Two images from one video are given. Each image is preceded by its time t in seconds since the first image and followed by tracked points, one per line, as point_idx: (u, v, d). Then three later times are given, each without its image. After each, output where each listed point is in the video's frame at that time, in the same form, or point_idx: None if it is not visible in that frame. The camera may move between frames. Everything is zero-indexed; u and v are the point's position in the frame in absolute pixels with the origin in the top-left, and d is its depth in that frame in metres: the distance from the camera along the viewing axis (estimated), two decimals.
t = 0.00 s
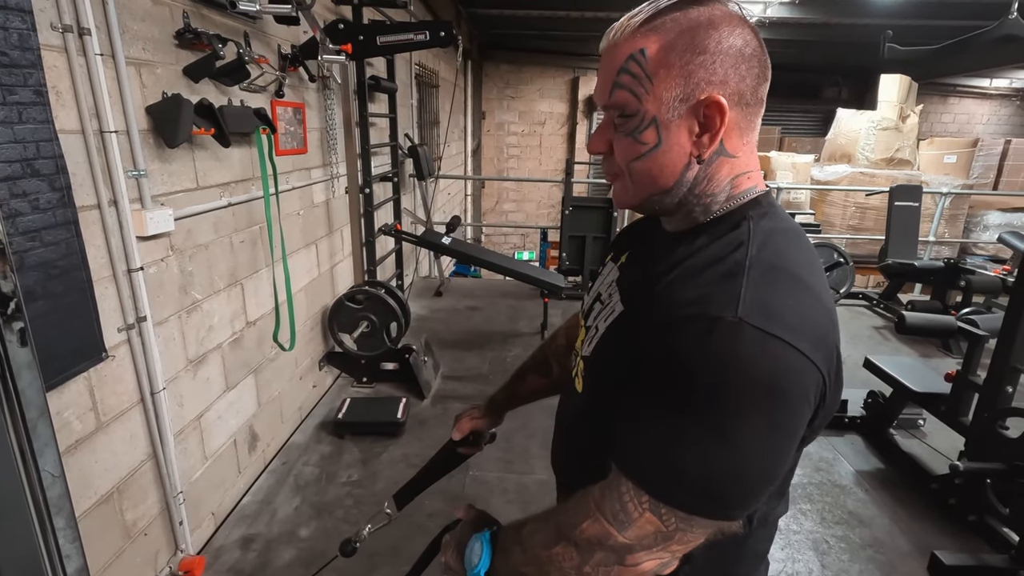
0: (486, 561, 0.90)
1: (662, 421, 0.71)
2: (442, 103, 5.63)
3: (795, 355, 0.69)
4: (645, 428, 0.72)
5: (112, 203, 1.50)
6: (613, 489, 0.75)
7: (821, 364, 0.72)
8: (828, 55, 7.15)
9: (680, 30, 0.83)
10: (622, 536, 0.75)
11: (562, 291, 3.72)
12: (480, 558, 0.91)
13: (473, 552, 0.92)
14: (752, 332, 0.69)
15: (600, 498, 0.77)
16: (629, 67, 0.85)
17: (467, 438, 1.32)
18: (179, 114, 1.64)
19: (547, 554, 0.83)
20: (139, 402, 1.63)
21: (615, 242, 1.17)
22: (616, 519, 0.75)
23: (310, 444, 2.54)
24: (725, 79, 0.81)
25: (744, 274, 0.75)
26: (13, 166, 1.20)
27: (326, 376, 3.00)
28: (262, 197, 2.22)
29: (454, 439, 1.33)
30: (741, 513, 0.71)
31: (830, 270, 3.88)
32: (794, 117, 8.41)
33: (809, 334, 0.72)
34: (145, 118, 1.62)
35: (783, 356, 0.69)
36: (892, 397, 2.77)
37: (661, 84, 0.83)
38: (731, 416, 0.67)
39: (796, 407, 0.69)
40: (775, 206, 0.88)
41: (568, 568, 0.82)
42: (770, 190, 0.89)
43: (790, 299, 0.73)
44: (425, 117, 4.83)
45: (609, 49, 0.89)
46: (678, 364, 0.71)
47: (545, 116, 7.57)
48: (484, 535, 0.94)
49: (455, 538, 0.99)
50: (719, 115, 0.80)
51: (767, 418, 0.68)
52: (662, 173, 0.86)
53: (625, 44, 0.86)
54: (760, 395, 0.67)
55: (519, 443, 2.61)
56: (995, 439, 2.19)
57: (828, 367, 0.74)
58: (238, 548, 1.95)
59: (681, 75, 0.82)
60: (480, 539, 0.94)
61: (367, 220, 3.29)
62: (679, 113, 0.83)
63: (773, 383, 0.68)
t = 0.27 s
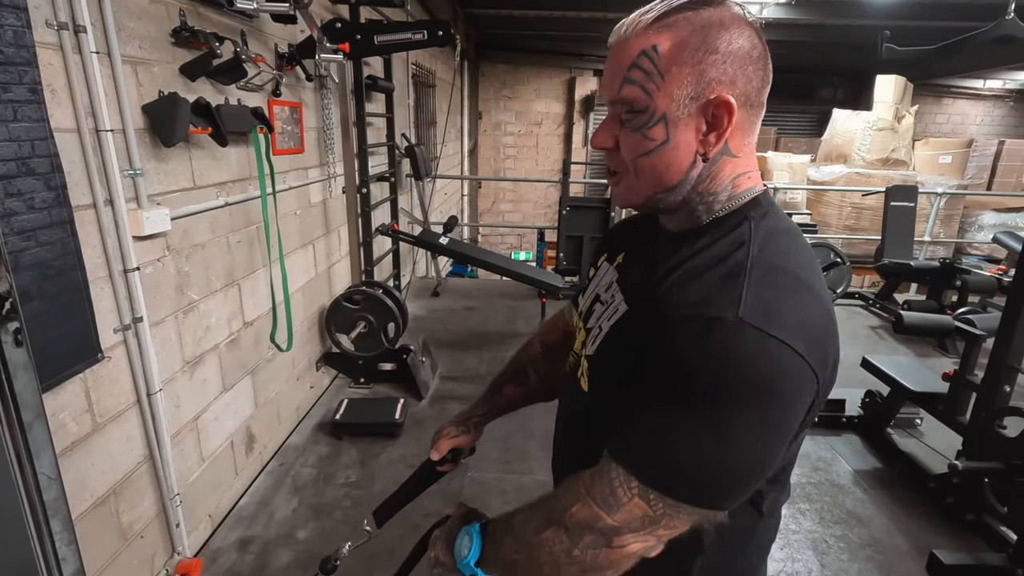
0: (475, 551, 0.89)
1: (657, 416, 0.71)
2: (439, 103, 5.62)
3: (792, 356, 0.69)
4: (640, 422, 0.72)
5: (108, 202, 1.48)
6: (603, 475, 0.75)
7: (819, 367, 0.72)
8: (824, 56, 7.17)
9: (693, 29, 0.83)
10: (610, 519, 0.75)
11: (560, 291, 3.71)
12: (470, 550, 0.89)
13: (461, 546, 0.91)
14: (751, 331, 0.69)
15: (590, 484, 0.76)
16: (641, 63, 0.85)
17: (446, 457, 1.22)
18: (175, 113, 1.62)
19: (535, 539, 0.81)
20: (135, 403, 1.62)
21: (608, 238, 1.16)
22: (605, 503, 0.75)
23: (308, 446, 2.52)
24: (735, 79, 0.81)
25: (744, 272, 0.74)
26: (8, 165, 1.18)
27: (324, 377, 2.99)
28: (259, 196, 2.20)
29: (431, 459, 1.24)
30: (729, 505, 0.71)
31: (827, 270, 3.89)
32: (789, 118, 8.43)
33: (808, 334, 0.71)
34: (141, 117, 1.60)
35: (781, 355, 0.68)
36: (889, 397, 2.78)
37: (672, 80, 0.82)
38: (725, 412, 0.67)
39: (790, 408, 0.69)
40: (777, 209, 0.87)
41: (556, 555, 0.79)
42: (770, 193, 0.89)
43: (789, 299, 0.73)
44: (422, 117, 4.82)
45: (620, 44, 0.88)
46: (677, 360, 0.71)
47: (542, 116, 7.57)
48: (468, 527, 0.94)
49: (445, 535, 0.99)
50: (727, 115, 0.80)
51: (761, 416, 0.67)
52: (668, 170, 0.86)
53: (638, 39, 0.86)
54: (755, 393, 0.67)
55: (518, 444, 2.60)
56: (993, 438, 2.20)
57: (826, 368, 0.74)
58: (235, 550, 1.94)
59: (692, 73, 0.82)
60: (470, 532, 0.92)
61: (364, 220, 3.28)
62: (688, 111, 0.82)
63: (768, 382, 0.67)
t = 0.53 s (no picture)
0: (471, 527, 0.90)
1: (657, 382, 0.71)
2: (436, 103, 5.61)
3: (792, 327, 0.70)
4: (641, 390, 0.73)
5: (104, 202, 1.46)
6: (610, 437, 0.74)
7: (818, 340, 0.73)
8: (821, 56, 7.18)
9: (694, 30, 0.83)
10: (619, 481, 0.73)
11: (558, 292, 3.70)
12: (468, 528, 0.90)
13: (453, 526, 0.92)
14: (749, 302, 0.70)
15: (597, 449, 0.75)
16: (646, 65, 0.84)
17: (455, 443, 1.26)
18: (172, 113, 1.60)
19: (542, 506, 0.80)
20: (131, 405, 1.60)
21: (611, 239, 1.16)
22: (614, 464, 0.73)
23: (305, 447, 2.51)
24: (735, 77, 0.82)
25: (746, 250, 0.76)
26: (3, 164, 1.16)
27: (321, 378, 2.97)
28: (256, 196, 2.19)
29: (441, 443, 1.27)
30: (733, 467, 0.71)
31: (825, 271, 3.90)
32: (786, 118, 8.44)
33: (807, 308, 0.73)
34: (137, 116, 1.59)
35: (779, 323, 0.70)
36: (888, 397, 2.78)
37: (676, 79, 0.82)
38: (725, 374, 0.68)
39: (790, 376, 0.70)
40: (776, 201, 0.88)
41: (562, 521, 0.79)
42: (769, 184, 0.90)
43: (789, 274, 0.74)
44: (419, 117, 4.80)
45: (624, 47, 0.88)
46: (678, 330, 0.72)
47: (539, 117, 7.56)
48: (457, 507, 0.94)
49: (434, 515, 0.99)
50: (729, 110, 0.81)
51: (761, 377, 0.68)
52: (673, 166, 0.86)
53: (641, 41, 0.85)
54: (758, 359, 0.68)
55: (517, 444, 2.59)
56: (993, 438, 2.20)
57: (825, 340, 0.75)
58: (233, 553, 1.92)
59: (695, 72, 0.82)
60: (467, 508, 0.92)
61: (362, 220, 3.26)
62: (693, 108, 0.82)
63: (770, 349, 0.68)
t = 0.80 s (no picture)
0: (573, 523, 0.78)
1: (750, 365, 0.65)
2: (433, 102, 5.59)
3: (821, 274, 0.71)
4: (739, 382, 0.65)
5: (98, 202, 1.44)
6: (744, 434, 0.63)
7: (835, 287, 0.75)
8: (817, 57, 7.20)
9: (666, 26, 0.86)
10: (787, 476, 0.62)
11: (555, 292, 3.69)
12: (569, 523, 0.78)
13: (547, 520, 0.79)
14: (792, 274, 0.68)
15: (739, 449, 0.63)
16: (622, 64, 0.89)
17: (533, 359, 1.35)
18: (167, 112, 1.58)
19: (685, 513, 0.67)
20: (126, 408, 1.58)
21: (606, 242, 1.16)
22: (772, 456, 0.62)
23: (302, 449, 2.49)
24: (710, 68, 0.84)
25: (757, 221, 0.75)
26: None
27: (318, 379, 2.95)
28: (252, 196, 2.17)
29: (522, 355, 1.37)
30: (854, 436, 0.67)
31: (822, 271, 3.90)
32: (782, 119, 8.46)
33: (821, 261, 0.74)
34: (132, 115, 1.57)
35: (823, 289, 0.69)
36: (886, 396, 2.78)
37: (650, 75, 0.86)
38: (816, 340, 0.64)
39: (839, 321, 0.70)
40: (766, 187, 0.87)
41: (717, 527, 0.66)
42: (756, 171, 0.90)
43: (802, 246, 0.75)
44: (416, 117, 4.78)
45: (602, 50, 0.93)
46: (741, 315, 0.66)
47: (535, 117, 7.55)
48: (551, 496, 0.81)
49: (514, 497, 0.86)
50: (705, 101, 0.82)
51: (834, 338, 0.67)
52: (654, 159, 0.88)
53: (617, 43, 0.90)
54: (818, 305, 0.67)
55: (515, 445, 2.58)
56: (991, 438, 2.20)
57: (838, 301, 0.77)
58: (229, 557, 1.90)
59: (670, 65, 0.84)
60: (564, 498, 0.80)
61: (359, 220, 3.24)
62: (670, 101, 0.85)
63: (819, 297, 0.68)
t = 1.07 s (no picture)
0: (670, 518, 0.65)
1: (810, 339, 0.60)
2: (429, 103, 5.58)
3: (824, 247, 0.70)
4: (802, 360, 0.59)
5: (91, 202, 1.43)
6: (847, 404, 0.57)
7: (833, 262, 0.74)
8: (812, 58, 7.23)
9: (631, 26, 0.85)
10: (901, 436, 0.57)
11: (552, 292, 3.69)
12: (664, 521, 0.65)
13: (634, 518, 0.67)
14: (810, 248, 0.65)
15: (845, 420, 0.57)
16: (591, 67, 0.88)
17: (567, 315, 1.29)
18: (162, 111, 1.57)
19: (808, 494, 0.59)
20: (119, 409, 1.57)
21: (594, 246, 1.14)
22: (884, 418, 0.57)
23: (297, 450, 2.48)
24: (680, 65, 0.83)
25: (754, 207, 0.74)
26: None
27: (313, 380, 2.94)
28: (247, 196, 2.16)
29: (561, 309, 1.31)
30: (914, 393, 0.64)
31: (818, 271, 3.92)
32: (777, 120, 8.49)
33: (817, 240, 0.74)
34: (126, 114, 1.56)
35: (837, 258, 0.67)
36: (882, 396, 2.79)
37: (620, 76, 0.85)
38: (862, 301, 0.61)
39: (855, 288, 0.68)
40: (749, 178, 0.86)
41: (838, 505, 0.58)
42: (737, 164, 0.88)
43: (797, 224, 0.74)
44: (412, 117, 4.78)
45: (570, 56, 0.92)
46: (782, 293, 0.61)
47: (532, 117, 7.55)
48: (636, 489, 0.68)
49: (585, 489, 0.73)
50: (677, 98, 0.80)
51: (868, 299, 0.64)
52: (631, 160, 0.86)
53: (584, 46, 0.89)
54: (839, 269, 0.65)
55: (512, 446, 2.57)
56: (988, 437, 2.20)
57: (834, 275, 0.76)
58: (223, 559, 1.89)
59: (639, 65, 0.84)
60: (655, 494, 0.67)
61: (355, 220, 3.23)
62: (642, 100, 0.83)
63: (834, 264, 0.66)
